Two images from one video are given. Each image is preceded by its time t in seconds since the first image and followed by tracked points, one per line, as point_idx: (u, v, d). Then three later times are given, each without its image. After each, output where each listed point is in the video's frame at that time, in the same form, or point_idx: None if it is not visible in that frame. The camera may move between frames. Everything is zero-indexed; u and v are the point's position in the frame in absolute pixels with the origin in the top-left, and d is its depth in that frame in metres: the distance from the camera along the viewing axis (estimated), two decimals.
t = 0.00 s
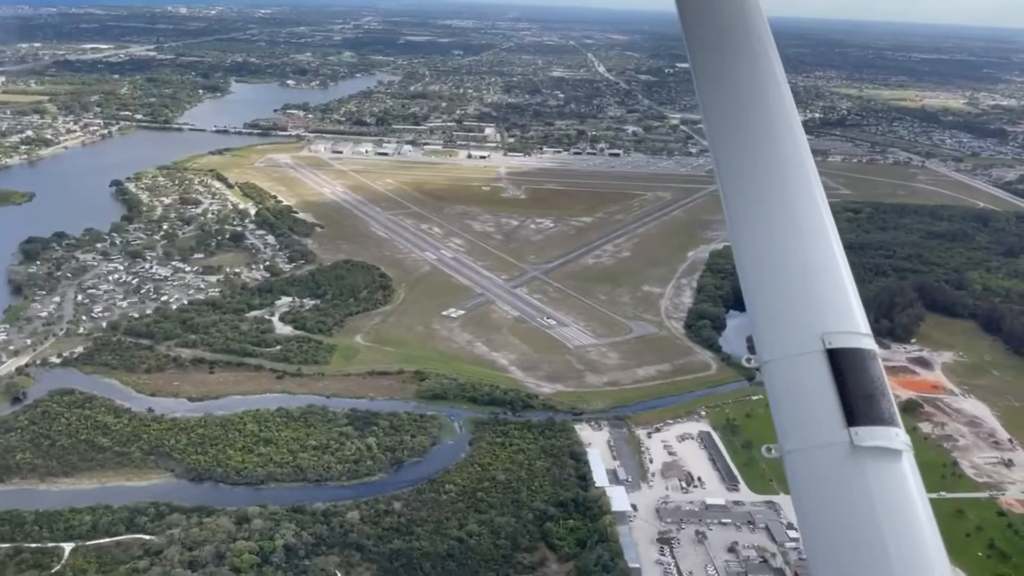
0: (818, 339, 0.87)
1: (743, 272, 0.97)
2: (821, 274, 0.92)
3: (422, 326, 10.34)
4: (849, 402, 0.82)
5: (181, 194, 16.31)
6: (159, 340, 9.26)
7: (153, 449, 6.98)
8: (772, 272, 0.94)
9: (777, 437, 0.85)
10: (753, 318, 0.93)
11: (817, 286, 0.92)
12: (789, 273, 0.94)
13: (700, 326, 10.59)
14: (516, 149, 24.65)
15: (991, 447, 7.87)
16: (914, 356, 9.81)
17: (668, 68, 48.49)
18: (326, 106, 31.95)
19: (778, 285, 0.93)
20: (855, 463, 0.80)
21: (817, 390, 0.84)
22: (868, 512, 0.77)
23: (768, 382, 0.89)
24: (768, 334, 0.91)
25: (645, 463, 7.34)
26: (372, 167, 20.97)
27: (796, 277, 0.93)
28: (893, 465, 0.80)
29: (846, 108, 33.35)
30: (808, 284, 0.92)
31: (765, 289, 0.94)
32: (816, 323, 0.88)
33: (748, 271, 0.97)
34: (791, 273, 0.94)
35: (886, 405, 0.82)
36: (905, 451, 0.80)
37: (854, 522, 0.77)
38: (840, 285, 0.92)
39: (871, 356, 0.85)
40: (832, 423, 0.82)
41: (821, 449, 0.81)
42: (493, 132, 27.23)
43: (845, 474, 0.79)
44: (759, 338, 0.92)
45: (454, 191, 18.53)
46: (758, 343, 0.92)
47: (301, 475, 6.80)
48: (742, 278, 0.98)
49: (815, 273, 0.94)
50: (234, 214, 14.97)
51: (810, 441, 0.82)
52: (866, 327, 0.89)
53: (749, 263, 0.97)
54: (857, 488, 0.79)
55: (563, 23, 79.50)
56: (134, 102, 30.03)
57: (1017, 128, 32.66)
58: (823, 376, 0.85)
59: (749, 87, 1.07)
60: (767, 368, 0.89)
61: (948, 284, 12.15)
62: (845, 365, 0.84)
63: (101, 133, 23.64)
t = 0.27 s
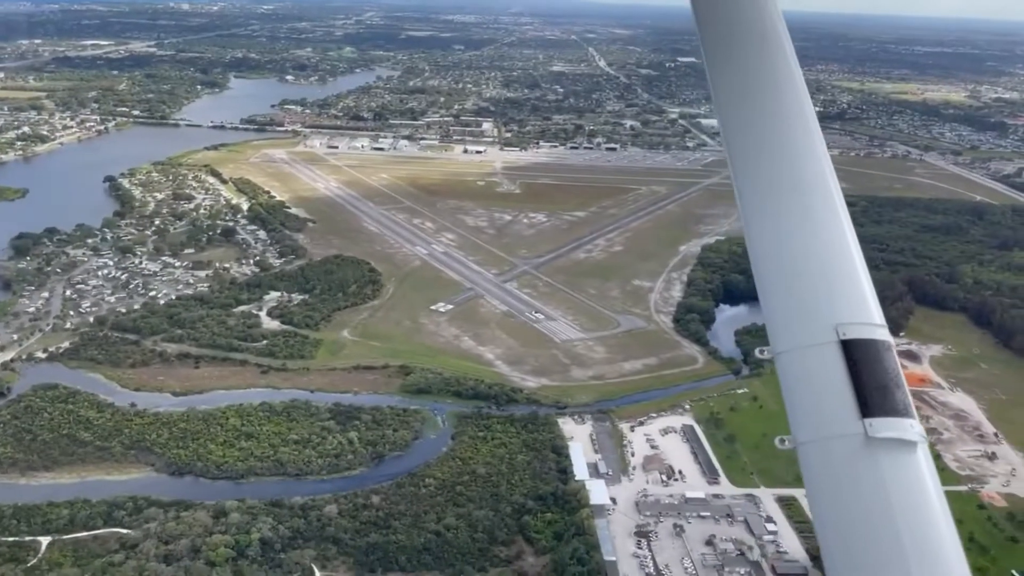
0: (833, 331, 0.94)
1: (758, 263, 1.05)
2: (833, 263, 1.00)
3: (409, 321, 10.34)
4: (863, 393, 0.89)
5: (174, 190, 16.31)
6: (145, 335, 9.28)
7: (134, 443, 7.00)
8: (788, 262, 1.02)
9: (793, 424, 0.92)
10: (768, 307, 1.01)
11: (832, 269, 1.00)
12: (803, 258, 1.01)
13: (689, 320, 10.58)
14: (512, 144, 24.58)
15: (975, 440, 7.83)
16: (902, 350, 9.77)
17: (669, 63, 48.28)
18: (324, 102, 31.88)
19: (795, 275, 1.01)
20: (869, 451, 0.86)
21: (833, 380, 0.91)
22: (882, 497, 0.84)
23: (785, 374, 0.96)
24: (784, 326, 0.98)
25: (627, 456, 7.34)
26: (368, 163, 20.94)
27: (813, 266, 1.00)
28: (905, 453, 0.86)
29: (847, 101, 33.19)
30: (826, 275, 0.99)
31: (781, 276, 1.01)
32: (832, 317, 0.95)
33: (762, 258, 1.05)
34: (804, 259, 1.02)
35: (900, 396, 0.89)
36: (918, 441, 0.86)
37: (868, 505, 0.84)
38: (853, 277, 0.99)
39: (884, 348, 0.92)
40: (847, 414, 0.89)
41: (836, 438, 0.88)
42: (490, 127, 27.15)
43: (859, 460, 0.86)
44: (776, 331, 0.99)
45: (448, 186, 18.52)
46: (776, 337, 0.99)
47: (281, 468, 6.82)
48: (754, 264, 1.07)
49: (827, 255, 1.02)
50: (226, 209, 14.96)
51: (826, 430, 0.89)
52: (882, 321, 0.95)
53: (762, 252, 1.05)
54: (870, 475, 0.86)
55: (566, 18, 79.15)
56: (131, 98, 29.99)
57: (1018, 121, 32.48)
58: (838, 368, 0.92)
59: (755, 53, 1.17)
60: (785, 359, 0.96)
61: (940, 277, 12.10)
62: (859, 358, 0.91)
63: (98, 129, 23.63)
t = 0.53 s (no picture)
0: (842, 344, 0.95)
1: (766, 271, 1.06)
2: (844, 269, 1.02)
3: (397, 314, 10.37)
4: (873, 406, 0.90)
5: (167, 185, 16.33)
6: (131, 329, 9.30)
7: (114, 436, 7.03)
8: (797, 269, 1.04)
9: (803, 435, 0.93)
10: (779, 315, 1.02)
11: (839, 270, 1.02)
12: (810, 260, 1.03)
13: (676, 313, 10.58)
14: (508, 138, 24.55)
15: (958, 433, 7.82)
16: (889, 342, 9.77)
17: (669, 57, 48.14)
18: (322, 97, 31.85)
19: (805, 285, 1.02)
20: (879, 466, 0.87)
21: (844, 392, 0.92)
22: (892, 510, 0.85)
23: (796, 386, 0.97)
24: (793, 339, 0.99)
25: (607, 449, 7.36)
26: (364, 157, 20.93)
27: (824, 271, 1.02)
28: (915, 468, 0.87)
29: (846, 93, 33.08)
30: (837, 285, 1.00)
31: (790, 284, 1.03)
32: (841, 329, 0.96)
33: (769, 263, 1.07)
34: (810, 264, 1.03)
35: (911, 410, 0.90)
36: (929, 455, 0.87)
37: (877, 519, 0.84)
38: (862, 287, 1.01)
39: (894, 362, 0.93)
40: (857, 428, 0.89)
41: (847, 451, 0.88)
42: (486, 122, 27.10)
43: (869, 473, 0.87)
44: (786, 343, 1.00)
45: (442, 181, 18.52)
46: (786, 348, 1.00)
47: (261, 462, 6.84)
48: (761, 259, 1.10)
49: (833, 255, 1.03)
50: (218, 204, 14.98)
51: (836, 442, 0.90)
52: (892, 335, 0.96)
53: (770, 259, 1.07)
54: (881, 488, 0.86)
55: (568, 12, 78.92)
56: (129, 94, 29.98)
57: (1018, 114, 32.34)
58: (848, 380, 0.92)
59: (758, 30, 1.21)
60: (795, 372, 0.98)
61: (929, 271, 12.08)
62: (870, 371, 0.91)
63: (94, 125, 23.63)
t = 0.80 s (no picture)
0: (857, 352, 0.92)
1: (778, 275, 1.04)
2: (856, 270, 1.00)
3: (385, 309, 10.37)
4: (889, 417, 0.87)
5: (161, 181, 16.35)
6: (118, 324, 9.33)
7: (96, 431, 7.05)
8: (810, 272, 1.01)
9: (817, 445, 0.91)
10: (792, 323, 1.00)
11: (850, 266, 1.00)
12: (822, 259, 1.01)
13: (665, 309, 10.56)
14: (505, 134, 24.50)
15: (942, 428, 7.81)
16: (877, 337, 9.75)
17: (670, 53, 48.00)
18: (320, 93, 31.80)
19: (818, 289, 1.00)
20: (895, 477, 0.84)
21: (857, 402, 0.90)
22: (911, 522, 0.82)
23: (811, 395, 0.94)
24: (806, 348, 0.96)
25: (589, 443, 7.36)
26: (359, 153, 20.92)
27: (836, 274, 1.00)
28: (932, 479, 0.84)
29: (847, 88, 32.93)
30: (848, 292, 0.98)
31: (803, 288, 1.01)
32: (855, 337, 0.93)
33: (780, 265, 1.05)
34: (823, 264, 1.01)
35: (927, 420, 0.87)
36: (946, 465, 0.84)
37: (894, 532, 0.82)
38: (875, 290, 0.98)
39: (910, 372, 0.90)
40: (872, 438, 0.87)
41: (862, 462, 0.86)
42: (484, 118, 27.05)
43: (887, 485, 0.84)
44: (798, 353, 0.98)
45: (437, 177, 18.50)
46: (799, 358, 0.97)
47: (241, 456, 6.84)
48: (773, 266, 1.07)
49: (845, 249, 1.02)
50: (211, 200, 15.00)
51: (851, 453, 0.87)
52: (907, 342, 0.93)
53: (781, 261, 1.05)
54: (898, 501, 0.84)
55: (571, 8, 78.75)
56: (127, 90, 29.99)
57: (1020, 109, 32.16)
58: (862, 390, 0.90)
59: (767, 38, 1.22)
60: (808, 381, 0.95)
61: (921, 266, 12.03)
62: (885, 381, 0.89)
63: (90, 121, 23.65)
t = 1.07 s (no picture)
0: (864, 354, 0.88)
1: (785, 270, 1.00)
2: (865, 266, 0.96)
3: (373, 305, 10.38)
4: (895, 418, 0.84)
5: (155, 176, 16.39)
6: (105, 319, 9.36)
7: (78, 425, 7.08)
8: (818, 269, 0.97)
9: (822, 447, 0.87)
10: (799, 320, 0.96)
11: (860, 259, 0.97)
12: (830, 253, 0.98)
13: (652, 304, 10.57)
14: (501, 130, 24.48)
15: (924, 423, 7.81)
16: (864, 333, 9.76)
17: (672, 49, 47.89)
18: (319, 89, 31.79)
19: (826, 286, 0.96)
20: (903, 481, 0.81)
21: (864, 403, 0.86)
22: (915, 527, 0.79)
23: (816, 395, 0.91)
24: (811, 346, 0.93)
25: (570, 438, 7.38)
26: (355, 149, 20.92)
27: (844, 271, 0.96)
28: (940, 482, 0.81)
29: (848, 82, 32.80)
30: (856, 289, 0.94)
31: (810, 284, 0.97)
32: (863, 337, 0.90)
33: (786, 259, 1.01)
34: (832, 257, 0.98)
35: (934, 421, 0.84)
36: (952, 468, 0.81)
37: (900, 535, 0.79)
38: (883, 288, 0.94)
39: (916, 374, 0.86)
40: (880, 439, 0.83)
41: (868, 464, 0.83)
42: (481, 114, 27.03)
43: (892, 488, 0.81)
44: (804, 354, 0.94)
45: (431, 173, 18.50)
46: (805, 359, 0.94)
47: (221, 451, 6.87)
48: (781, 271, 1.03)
49: (853, 241, 0.98)
50: (204, 196, 15.02)
51: (858, 456, 0.84)
52: (915, 342, 0.90)
53: (786, 257, 1.01)
54: (904, 505, 0.80)
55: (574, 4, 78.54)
56: (125, 86, 30.01)
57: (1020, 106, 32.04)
58: (867, 391, 0.86)
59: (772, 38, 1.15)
60: (813, 381, 0.91)
61: (912, 261, 12.01)
62: (892, 382, 0.85)
63: (87, 117, 23.68)
